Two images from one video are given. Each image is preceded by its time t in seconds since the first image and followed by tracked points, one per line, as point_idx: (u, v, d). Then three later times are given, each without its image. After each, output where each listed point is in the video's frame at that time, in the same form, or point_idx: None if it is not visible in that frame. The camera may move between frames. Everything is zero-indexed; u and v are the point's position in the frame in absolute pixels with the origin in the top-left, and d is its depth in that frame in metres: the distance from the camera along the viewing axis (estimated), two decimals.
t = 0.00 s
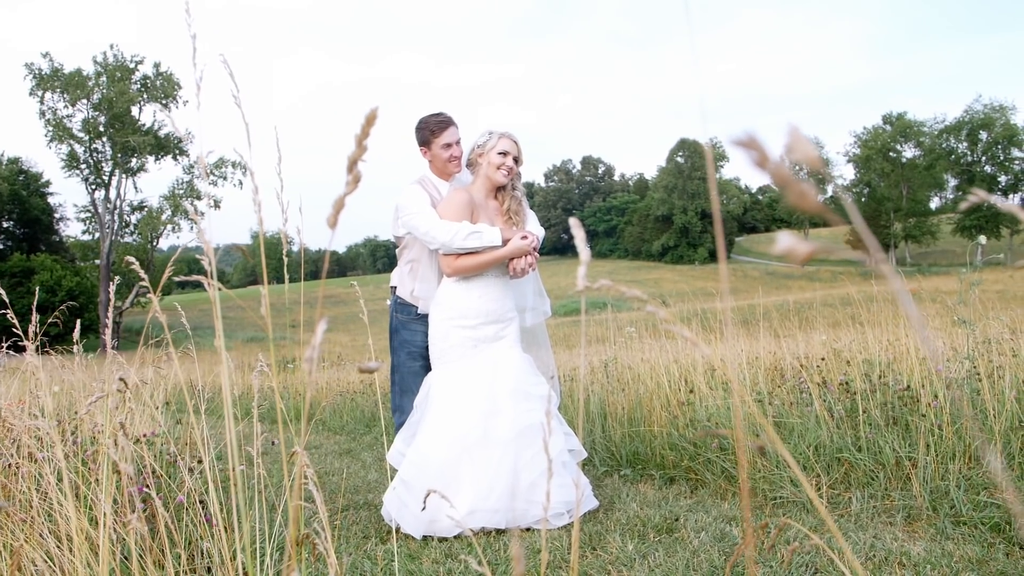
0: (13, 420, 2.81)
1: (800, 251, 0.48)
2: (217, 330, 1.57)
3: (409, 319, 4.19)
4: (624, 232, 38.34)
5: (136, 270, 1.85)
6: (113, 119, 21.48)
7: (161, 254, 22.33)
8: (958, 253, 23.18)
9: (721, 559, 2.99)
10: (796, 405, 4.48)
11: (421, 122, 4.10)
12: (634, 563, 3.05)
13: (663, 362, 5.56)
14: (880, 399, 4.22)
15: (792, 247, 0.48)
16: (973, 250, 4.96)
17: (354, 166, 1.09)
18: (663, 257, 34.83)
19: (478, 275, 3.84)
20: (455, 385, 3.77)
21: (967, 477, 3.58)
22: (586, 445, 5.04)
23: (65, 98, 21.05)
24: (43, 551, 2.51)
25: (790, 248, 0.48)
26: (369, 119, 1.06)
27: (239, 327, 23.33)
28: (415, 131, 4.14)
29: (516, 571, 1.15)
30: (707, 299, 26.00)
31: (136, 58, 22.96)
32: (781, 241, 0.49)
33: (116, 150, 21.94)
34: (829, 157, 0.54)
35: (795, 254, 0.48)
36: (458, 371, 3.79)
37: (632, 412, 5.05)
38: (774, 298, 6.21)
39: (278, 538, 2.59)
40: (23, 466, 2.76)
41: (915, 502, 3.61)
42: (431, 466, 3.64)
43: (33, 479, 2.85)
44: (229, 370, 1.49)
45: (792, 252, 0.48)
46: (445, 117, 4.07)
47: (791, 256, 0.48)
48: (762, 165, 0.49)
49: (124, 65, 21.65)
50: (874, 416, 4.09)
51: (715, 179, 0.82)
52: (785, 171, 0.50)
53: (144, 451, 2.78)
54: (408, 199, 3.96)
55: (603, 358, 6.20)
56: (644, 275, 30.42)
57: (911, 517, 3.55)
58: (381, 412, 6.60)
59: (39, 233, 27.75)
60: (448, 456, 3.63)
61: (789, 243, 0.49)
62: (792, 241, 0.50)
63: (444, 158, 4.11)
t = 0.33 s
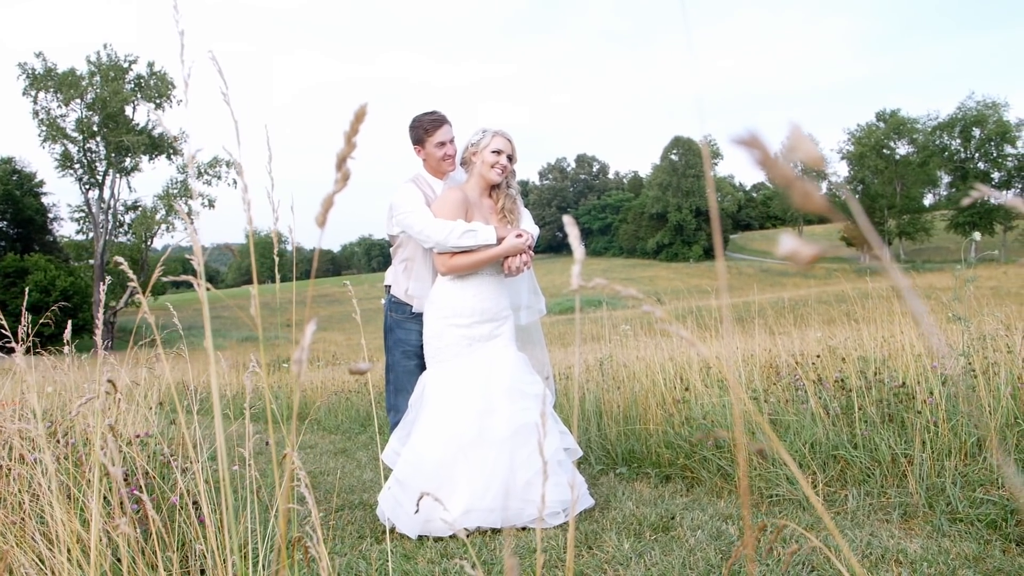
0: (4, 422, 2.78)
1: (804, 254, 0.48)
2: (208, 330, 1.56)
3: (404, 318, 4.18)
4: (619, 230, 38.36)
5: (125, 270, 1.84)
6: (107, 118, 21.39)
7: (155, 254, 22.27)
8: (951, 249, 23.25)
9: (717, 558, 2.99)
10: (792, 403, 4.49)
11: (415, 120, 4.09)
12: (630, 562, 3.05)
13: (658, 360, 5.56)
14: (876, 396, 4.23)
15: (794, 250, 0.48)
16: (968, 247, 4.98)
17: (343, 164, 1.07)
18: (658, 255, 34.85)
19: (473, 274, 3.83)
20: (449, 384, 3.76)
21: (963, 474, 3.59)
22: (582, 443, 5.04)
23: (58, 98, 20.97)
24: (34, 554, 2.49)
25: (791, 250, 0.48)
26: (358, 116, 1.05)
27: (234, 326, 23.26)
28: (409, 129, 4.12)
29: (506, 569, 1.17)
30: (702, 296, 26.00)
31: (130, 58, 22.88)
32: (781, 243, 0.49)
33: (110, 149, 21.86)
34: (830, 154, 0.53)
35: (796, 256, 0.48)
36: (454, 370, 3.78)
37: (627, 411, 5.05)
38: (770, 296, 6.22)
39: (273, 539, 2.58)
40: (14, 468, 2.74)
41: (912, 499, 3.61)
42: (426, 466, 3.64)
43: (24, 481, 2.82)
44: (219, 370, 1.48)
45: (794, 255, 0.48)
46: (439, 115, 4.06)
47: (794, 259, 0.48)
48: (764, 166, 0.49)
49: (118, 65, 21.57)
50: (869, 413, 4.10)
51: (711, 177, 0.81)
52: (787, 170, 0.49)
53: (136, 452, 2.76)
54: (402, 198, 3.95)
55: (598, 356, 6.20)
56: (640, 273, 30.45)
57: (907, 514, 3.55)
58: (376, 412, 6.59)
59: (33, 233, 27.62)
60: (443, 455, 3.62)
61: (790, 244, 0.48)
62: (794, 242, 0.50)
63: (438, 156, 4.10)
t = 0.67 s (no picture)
0: None
1: (810, 260, 0.46)
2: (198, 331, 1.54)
3: (399, 318, 4.17)
4: (615, 229, 38.38)
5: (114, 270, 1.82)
6: (103, 118, 21.32)
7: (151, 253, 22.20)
8: (946, 248, 23.31)
9: (714, 558, 2.99)
10: (788, 402, 4.49)
11: (410, 120, 4.08)
12: (627, 563, 3.04)
13: (654, 359, 5.56)
14: (872, 395, 4.23)
15: (801, 256, 0.46)
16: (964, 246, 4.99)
17: (334, 164, 1.06)
18: (654, 254, 34.87)
19: (469, 274, 3.82)
20: (444, 384, 3.75)
21: (960, 474, 3.59)
22: (578, 443, 5.04)
23: (54, 97, 20.94)
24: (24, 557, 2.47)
25: (796, 256, 0.47)
26: (349, 114, 1.03)
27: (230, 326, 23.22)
28: (404, 128, 4.11)
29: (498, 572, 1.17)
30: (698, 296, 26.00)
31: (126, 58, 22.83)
32: (788, 248, 0.48)
33: (105, 149, 21.79)
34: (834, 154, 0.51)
35: (803, 263, 0.47)
36: (449, 370, 3.78)
37: (623, 410, 5.05)
38: (766, 295, 6.22)
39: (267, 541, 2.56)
40: (7, 470, 2.72)
41: (908, 499, 3.61)
42: (421, 466, 3.63)
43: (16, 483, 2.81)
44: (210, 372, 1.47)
45: (800, 261, 0.47)
46: (434, 115, 4.05)
47: (801, 266, 0.46)
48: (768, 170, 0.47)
49: (114, 65, 21.50)
50: (866, 412, 4.10)
51: (710, 177, 0.80)
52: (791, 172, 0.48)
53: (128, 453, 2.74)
54: (397, 197, 3.93)
55: (594, 355, 6.20)
56: (636, 272, 30.45)
57: (904, 514, 3.55)
58: (371, 412, 6.57)
59: (28, 233, 27.53)
60: (438, 455, 3.61)
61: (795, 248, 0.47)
62: (799, 246, 0.48)
63: (433, 156, 4.09)
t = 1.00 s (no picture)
0: None
1: (809, 269, 0.53)
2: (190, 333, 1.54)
3: (393, 319, 4.16)
4: (610, 229, 38.41)
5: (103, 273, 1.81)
6: (96, 118, 21.23)
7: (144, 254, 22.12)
8: (940, 248, 23.40)
9: (709, 560, 2.99)
10: (782, 403, 4.50)
11: (404, 120, 4.07)
12: (621, 564, 3.04)
13: (648, 360, 5.56)
14: (866, 396, 4.24)
15: (802, 266, 0.53)
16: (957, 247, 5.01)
17: (322, 167, 1.05)
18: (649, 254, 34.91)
19: (463, 275, 3.81)
20: (438, 385, 3.74)
21: (954, 474, 3.60)
22: (572, 444, 5.04)
23: (47, 97, 20.86)
24: (14, 561, 2.45)
25: (796, 264, 0.53)
26: (337, 117, 1.02)
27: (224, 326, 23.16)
28: (398, 129, 4.11)
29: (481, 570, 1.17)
30: (693, 296, 26.01)
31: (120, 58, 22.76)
32: (790, 256, 0.54)
33: (99, 149, 21.70)
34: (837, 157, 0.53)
35: (801, 269, 0.53)
36: (443, 371, 3.77)
37: (618, 411, 5.05)
38: (761, 295, 6.23)
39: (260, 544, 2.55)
40: None
41: (903, 501, 3.62)
42: (416, 467, 3.61)
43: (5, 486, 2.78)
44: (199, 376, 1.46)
45: (800, 269, 0.53)
46: (428, 116, 4.05)
47: (802, 276, 0.52)
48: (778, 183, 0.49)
49: (108, 65, 21.42)
50: (860, 413, 4.11)
51: (704, 178, 0.80)
52: (797, 181, 0.50)
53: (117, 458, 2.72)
54: (391, 198, 3.92)
55: (588, 356, 6.19)
56: (631, 272, 30.46)
57: (898, 515, 3.56)
58: (366, 413, 6.56)
59: (21, 233, 27.40)
60: (432, 456, 3.61)
61: (796, 258, 0.53)
62: (798, 253, 0.54)
63: (427, 156, 4.09)
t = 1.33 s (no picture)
0: None
1: (811, 276, 0.46)
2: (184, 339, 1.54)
3: (386, 321, 4.15)
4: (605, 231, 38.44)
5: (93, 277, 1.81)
6: (90, 119, 21.17)
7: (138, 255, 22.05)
8: (933, 249, 23.49)
9: (704, 563, 2.99)
10: (777, 405, 4.51)
11: (397, 122, 4.07)
12: (616, 567, 3.04)
13: (643, 362, 5.56)
14: (861, 397, 4.25)
15: (803, 272, 0.46)
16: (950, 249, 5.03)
17: (308, 172, 1.04)
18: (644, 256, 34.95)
19: (457, 277, 3.81)
20: (432, 387, 3.73)
21: (949, 476, 3.60)
22: (567, 446, 5.04)
23: (41, 98, 20.80)
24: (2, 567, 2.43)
25: (796, 272, 0.46)
26: (324, 121, 1.01)
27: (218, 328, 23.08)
28: (392, 131, 4.10)
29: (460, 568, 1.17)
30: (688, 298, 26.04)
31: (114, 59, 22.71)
32: (789, 264, 0.47)
33: (93, 150, 21.63)
34: (837, 162, 0.52)
35: (801, 277, 0.46)
36: (437, 373, 3.75)
37: (612, 413, 5.04)
38: (755, 296, 6.23)
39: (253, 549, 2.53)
40: None
41: (897, 502, 3.62)
42: (409, 470, 3.60)
43: None
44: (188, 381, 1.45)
45: (801, 277, 0.46)
46: (422, 118, 4.04)
47: (803, 284, 0.45)
48: (776, 186, 0.45)
49: (102, 65, 21.35)
50: (855, 415, 4.12)
51: (696, 181, 0.78)
52: (796, 184, 0.46)
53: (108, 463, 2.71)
54: (384, 200, 3.91)
55: (583, 358, 6.19)
56: (626, 273, 30.48)
57: (893, 517, 3.56)
58: (360, 415, 6.54)
59: (14, 234, 27.29)
60: (426, 458, 3.59)
61: (796, 264, 0.46)
62: (800, 260, 0.47)
63: (420, 158, 4.08)
